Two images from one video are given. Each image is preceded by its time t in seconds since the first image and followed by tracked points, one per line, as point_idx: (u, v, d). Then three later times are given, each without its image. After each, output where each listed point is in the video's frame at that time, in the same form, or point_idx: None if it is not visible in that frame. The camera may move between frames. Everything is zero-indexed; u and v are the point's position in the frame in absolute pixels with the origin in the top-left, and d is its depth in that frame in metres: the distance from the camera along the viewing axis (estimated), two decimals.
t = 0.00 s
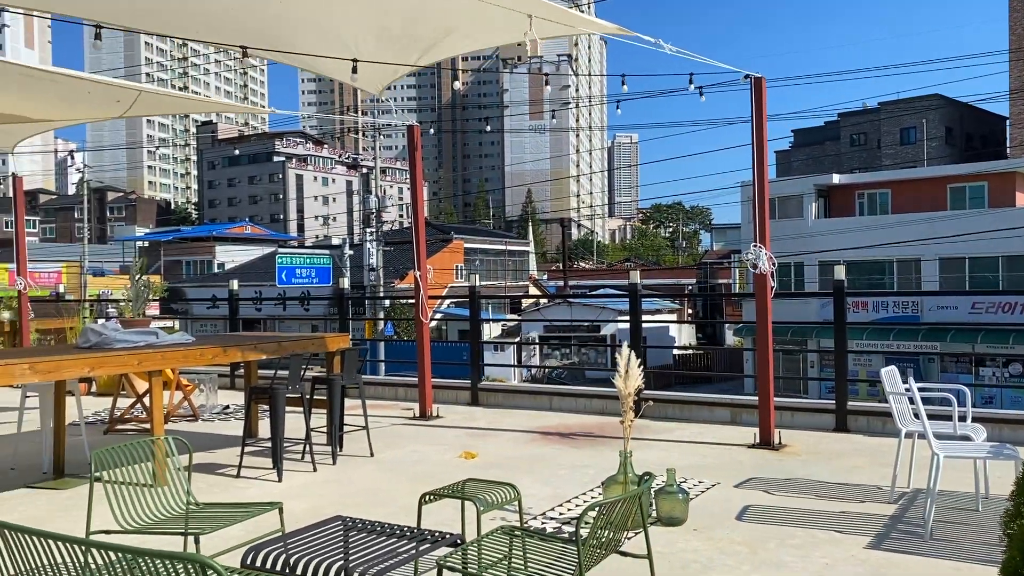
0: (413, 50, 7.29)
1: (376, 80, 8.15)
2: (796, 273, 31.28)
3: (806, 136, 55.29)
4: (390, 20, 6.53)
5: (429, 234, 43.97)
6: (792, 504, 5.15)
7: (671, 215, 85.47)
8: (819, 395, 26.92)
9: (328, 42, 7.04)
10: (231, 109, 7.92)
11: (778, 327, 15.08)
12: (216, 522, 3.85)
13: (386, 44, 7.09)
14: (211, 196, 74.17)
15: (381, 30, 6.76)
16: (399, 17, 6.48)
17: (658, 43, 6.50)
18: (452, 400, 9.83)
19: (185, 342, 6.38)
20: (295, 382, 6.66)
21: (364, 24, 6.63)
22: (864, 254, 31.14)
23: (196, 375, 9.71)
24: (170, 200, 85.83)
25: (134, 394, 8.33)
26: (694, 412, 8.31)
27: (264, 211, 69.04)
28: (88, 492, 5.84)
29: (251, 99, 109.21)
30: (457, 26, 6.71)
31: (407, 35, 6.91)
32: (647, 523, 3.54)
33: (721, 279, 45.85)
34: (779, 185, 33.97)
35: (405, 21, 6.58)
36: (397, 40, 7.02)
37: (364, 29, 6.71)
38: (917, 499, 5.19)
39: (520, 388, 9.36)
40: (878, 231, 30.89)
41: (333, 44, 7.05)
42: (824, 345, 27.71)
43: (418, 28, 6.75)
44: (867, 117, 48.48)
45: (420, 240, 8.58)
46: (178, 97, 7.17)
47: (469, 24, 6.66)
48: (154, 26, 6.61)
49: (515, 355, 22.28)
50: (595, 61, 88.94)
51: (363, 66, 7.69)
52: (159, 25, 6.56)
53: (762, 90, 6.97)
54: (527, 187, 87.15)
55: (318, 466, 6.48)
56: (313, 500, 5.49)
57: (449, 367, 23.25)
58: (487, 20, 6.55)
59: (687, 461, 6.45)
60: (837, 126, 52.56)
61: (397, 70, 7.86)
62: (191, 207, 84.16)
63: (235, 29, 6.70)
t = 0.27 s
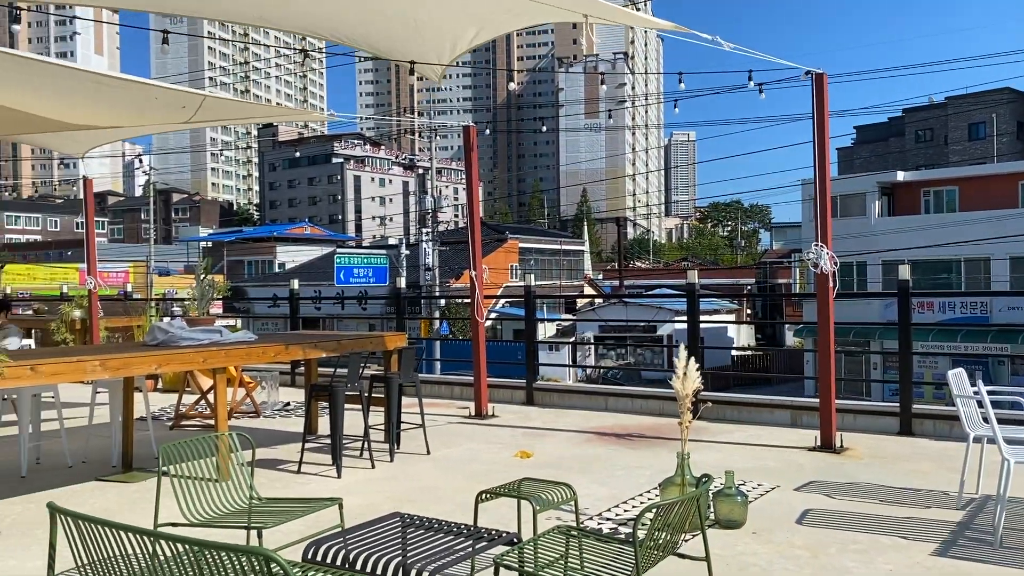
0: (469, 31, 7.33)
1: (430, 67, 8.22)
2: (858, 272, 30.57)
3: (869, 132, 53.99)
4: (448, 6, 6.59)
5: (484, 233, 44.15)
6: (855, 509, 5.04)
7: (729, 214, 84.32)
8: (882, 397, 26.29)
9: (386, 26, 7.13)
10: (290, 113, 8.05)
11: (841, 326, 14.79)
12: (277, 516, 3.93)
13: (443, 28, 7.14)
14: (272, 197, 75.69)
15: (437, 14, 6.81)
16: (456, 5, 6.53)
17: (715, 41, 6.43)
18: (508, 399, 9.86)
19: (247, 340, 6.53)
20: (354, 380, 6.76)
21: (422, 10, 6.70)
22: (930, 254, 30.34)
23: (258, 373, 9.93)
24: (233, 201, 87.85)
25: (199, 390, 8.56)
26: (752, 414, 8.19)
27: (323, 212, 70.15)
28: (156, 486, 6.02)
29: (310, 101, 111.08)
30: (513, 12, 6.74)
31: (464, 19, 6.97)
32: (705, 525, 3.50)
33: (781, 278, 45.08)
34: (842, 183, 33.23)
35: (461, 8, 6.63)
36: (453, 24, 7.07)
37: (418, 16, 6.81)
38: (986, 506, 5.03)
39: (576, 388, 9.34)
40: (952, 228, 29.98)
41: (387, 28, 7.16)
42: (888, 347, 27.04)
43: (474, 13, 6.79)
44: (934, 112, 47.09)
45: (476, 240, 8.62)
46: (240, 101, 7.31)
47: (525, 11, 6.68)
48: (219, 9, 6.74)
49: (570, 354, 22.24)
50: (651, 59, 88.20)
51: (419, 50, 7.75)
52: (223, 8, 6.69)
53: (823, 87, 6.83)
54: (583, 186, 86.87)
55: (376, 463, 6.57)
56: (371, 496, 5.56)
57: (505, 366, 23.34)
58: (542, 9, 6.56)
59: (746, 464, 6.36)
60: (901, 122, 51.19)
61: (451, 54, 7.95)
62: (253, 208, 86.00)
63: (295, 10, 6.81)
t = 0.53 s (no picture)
0: (524, 43, 7.35)
1: (486, 74, 8.28)
2: (922, 273, 29.78)
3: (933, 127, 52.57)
4: (502, 16, 6.61)
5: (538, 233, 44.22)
6: (917, 514, 4.92)
7: (787, 213, 82.95)
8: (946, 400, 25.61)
9: (442, 38, 7.19)
10: (346, 115, 8.19)
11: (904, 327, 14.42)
12: (336, 511, 4.01)
13: (498, 39, 7.17)
14: (329, 198, 76.87)
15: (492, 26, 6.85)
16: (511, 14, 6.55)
17: (772, 37, 6.34)
18: (561, 398, 9.86)
19: (306, 338, 6.65)
20: (409, 378, 6.83)
21: (477, 21, 6.73)
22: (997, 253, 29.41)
23: (316, 370, 10.12)
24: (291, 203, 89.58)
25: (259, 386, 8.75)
26: (811, 416, 8.05)
27: (378, 213, 71.06)
28: (218, 480, 6.17)
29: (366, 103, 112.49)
30: (567, 20, 6.73)
31: (518, 30, 6.98)
32: (763, 527, 3.46)
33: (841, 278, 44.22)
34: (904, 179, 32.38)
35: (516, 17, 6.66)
36: (507, 36, 7.10)
37: (474, 28, 6.86)
38: None
39: (630, 388, 9.29)
40: None
41: (446, 42, 7.25)
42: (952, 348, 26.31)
43: (529, 24, 6.81)
44: (1002, 106, 45.65)
45: (530, 239, 8.64)
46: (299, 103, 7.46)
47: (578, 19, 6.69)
48: (279, 24, 6.89)
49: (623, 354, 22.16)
50: (707, 57, 87.24)
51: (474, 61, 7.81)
52: (283, 22, 6.83)
53: (885, 82, 6.68)
54: (638, 186, 86.38)
55: (431, 460, 6.64)
56: (426, 493, 5.62)
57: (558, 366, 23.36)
58: (597, 15, 6.54)
59: (803, 467, 6.26)
60: (967, 116, 49.73)
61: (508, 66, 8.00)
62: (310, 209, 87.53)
63: (353, 24, 6.92)
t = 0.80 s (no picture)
0: (577, 47, 7.33)
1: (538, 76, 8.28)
2: (987, 272, 28.89)
3: (1000, 121, 50.94)
4: (555, 20, 6.60)
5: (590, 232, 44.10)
6: (983, 520, 4.79)
7: (845, 211, 81.26)
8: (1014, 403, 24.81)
9: (495, 44, 7.21)
10: (401, 117, 8.27)
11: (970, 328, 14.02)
12: (391, 508, 4.06)
13: (551, 43, 7.16)
14: (382, 199, 77.73)
15: (544, 30, 6.84)
16: (563, 17, 6.53)
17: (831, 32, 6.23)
18: (613, 398, 9.83)
19: (361, 337, 6.74)
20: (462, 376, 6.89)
21: (529, 26, 6.73)
22: None
23: (371, 369, 10.26)
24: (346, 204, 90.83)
25: (315, 384, 8.91)
26: (870, 418, 7.89)
27: (431, 213, 71.64)
28: (276, 476, 6.30)
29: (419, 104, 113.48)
30: (620, 23, 6.68)
31: (571, 35, 6.97)
32: (821, 531, 3.40)
33: (902, 277, 43.16)
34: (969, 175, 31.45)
35: (568, 21, 6.63)
36: (561, 41, 7.09)
37: (527, 31, 6.87)
38: None
39: (683, 389, 9.22)
40: None
41: (500, 46, 7.28)
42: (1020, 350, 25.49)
43: (581, 28, 6.79)
44: None
45: (582, 239, 8.64)
46: (353, 105, 7.56)
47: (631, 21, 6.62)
48: (334, 34, 6.99)
49: (676, 355, 21.95)
50: (762, 53, 85.92)
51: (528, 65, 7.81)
52: (338, 32, 6.93)
53: (949, 75, 6.52)
54: (691, 184, 85.51)
55: (484, 459, 6.68)
56: (480, 492, 5.66)
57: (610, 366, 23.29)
58: (651, 17, 6.47)
59: (863, 470, 6.13)
60: None
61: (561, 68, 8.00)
62: (364, 209, 88.64)
63: (406, 33, 6.98)
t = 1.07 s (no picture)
0: (631, 48, 7.25)
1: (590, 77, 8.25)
2: None
3: None
4: (605, 22, 6.56)
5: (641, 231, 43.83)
6: None
7: (904, 208, 79.38)
8: None
9: (547, 46, 7.19)
10: (455, 119, 8.32)
11: None
12: (443, 505, 4.10)
13: (602, 44, 7.11)
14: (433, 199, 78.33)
15: (597, 30, 6.78)
16: (614, 20, 6.49)
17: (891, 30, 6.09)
18: (665, 398, 9.75)
19: (413, 336, 6.80)
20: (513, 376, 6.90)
21: (581, 28, 6.70)
22: None
23: (422, 367, 10.34)
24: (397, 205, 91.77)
25: (368, 382, 9.02)
26: (931, 421, 7.70)
27: (481, 213, 71.96)
28: (331, 472, 6.40)
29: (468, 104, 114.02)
30: (674, 23, 6.59)
31: (622, 35, 6.90)
32: (880, 535, 3.33)
33: (963, 276, 41.98)
34: None
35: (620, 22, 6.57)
36: (615, 40, 7.03)
37: (579, 33, 6.85)
38: None
39: (737, 389, 9.10)
40: None
41: (551, 48, 7.29)
42: None
43: (633, 28, 6.72)
44: None
45: (634, 238, 8.59)
46: (408, 108, 7.66)
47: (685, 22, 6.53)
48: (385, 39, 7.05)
49: (729, 355, 21.69)
50: (817, 48, 84.39)
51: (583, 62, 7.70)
52: (390, 38, 7.00)
53: (1013, 70, 6.33)
54: (744, 182, 84.40)
55: (535, 458, 6.69)
56: (531, 490, 5.67)
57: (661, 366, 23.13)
58: (706, 17, 6.38)
59: (924, 473, 5.99)
60: None
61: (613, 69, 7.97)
62: (415, 209, 89.45)
63: (456, 38, 7.01)
